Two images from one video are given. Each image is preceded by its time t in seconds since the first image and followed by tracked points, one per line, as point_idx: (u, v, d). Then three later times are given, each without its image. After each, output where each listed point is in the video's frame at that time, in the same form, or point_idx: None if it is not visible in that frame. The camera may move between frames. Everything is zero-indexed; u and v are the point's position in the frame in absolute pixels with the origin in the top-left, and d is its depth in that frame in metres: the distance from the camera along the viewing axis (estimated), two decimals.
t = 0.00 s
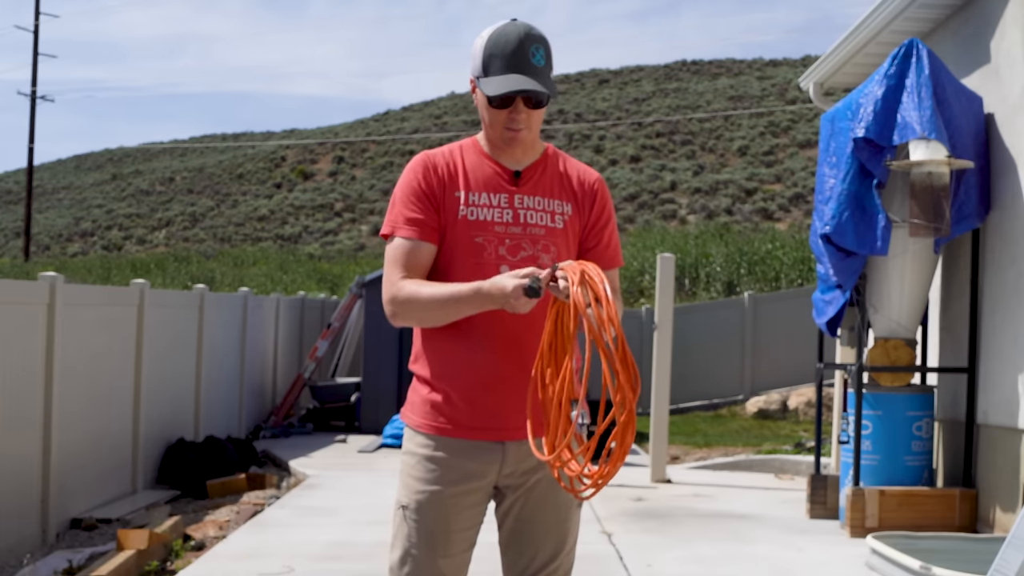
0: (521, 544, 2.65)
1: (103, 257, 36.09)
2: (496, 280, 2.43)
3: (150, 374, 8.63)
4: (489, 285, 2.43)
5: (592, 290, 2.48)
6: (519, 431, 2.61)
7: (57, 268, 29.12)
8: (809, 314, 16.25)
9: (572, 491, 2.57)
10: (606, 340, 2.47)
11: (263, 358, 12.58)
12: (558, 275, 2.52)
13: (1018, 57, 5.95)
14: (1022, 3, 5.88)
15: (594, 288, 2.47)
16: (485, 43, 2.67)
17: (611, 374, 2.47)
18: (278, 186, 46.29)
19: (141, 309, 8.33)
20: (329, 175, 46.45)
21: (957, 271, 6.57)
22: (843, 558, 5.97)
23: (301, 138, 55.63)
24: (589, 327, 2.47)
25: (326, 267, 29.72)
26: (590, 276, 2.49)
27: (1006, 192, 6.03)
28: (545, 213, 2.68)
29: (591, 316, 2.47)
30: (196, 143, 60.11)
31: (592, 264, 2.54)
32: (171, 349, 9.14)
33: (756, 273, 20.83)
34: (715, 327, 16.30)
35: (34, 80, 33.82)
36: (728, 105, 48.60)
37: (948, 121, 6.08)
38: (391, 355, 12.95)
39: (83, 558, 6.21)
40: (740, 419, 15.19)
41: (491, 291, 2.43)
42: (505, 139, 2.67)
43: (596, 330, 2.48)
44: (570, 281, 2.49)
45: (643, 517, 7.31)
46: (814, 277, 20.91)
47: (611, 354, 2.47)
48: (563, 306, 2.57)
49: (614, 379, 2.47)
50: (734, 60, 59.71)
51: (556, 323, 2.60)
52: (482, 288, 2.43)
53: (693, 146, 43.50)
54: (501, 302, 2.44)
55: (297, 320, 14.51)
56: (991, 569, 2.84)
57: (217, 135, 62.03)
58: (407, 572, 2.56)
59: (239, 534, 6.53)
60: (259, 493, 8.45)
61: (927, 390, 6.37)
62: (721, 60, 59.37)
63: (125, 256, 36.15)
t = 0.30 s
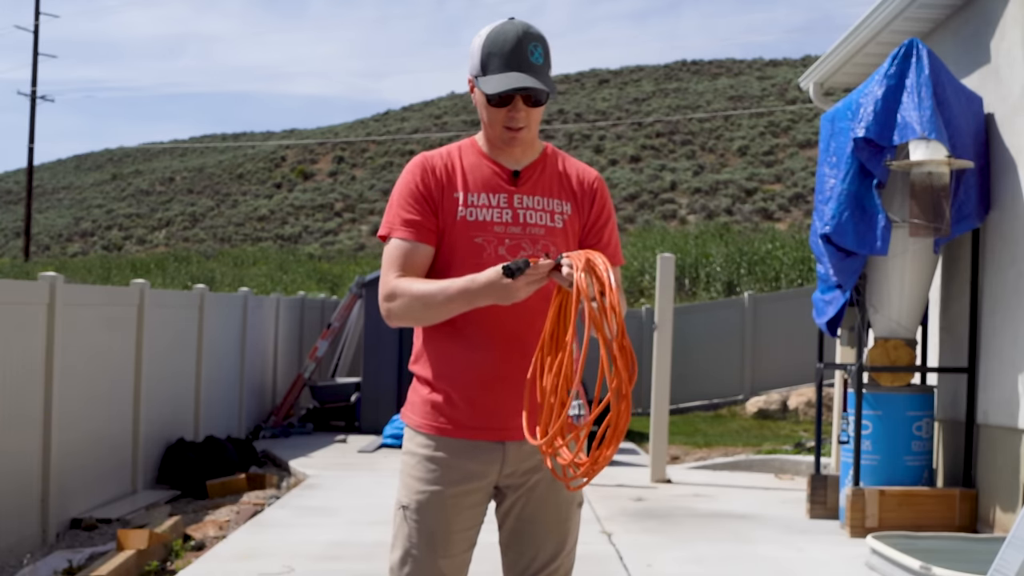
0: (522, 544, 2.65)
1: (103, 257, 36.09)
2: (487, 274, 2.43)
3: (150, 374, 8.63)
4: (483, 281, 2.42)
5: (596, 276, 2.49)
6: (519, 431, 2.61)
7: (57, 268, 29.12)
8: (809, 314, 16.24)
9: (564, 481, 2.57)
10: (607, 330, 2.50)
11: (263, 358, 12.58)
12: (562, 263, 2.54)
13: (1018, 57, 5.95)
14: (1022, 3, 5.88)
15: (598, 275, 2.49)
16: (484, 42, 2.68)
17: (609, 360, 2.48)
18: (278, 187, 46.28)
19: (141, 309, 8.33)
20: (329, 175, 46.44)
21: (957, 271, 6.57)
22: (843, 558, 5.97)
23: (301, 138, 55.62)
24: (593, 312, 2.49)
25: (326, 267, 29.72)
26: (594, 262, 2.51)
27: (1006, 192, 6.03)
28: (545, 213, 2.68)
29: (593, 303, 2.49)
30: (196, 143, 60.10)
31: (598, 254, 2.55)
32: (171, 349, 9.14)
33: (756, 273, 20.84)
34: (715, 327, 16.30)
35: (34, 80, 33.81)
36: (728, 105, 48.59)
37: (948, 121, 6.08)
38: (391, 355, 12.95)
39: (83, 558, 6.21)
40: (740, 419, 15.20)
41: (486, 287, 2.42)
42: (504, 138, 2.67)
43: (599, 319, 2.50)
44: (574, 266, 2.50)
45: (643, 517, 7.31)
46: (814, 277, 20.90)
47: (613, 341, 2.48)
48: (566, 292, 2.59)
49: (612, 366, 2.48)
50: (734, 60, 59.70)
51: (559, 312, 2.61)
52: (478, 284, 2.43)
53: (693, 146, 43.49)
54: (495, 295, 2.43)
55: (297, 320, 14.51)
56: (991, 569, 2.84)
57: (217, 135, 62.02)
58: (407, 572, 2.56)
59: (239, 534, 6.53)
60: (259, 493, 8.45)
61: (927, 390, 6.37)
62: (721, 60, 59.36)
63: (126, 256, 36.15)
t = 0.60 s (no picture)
0: (521, 544, 2.65)
1: (103, 257, 36.09)
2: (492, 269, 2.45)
3: (150, 374, 8.63)
4: (484, 276, 2.43)
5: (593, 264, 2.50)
6: (517, 431, 2.61)
7: (57, 268, 29.12)
8: (809, 314, 16.24)
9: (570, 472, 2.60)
10: (610, 317, 2.50)
11: (263, 358, 12.58)
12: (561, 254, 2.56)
13: (1018, 57, 5.95)
14: (1022, 3, 5.88)
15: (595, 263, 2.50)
16: (481, 41, 2.68)
17: (612, 347, 2.47)
18: (278, 186, 46.28)
19: (141, 309, 8.33)
20: (329, 175, 46.43)
21: (957, 271, 6.57)
22: (843, 558, 5.97)
23: (301, 138, 55.62)
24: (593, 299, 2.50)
25: (326, 267, 29.72)
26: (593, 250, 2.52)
27: (1006, 192, 6.03)
28: (543, 212, 2.68)
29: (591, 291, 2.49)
30: (196, 143, 60.10)
31: (597, 243, 2.56)
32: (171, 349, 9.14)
33: (756, 273, 20.84)
34: (715, 327, 16.30)
35: (34, 80, 33.80)
36: (728, 105, 48.59)
37: (948, 121, 6.08)
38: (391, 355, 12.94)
39: (83, 558, 6.21)
40: (740, 419, 15.20)
41: (486, 283, 2.43)
42: (502, 136, 2.67)
43: (600, 307, 2.50)
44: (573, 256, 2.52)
45: (643, 517, 7.31)
46: (814, 277, 20.91)
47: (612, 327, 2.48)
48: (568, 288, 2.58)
49: (615, 353, 2.47)
50: (734, 60, 59.70)
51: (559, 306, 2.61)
52: (477, 280, 2.43)
53: (693, 146, 43.49)
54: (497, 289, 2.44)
55: (297, 320, 14.51)
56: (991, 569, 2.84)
57: (217, 135, 62.01)
58: (406, 572, 2.56)
59: (239, 534, 6.53)
60: (259, 493, 8.45)
61: (927, 390, 6.37)
62: (721, 60, 59.36)
63: (126, 256, 36.14)
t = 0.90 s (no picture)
0: (519, 544, 2.65)
1: (103, 257, 36.11)
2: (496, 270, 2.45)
3: (150, 374, 8.62)
4: (486, 278, 2.43)
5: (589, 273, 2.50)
6: (516, 430, 2.61)
7: (57, 268, 29.12)
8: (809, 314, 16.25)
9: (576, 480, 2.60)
10: (607, 327, 2.51)
11: (263, 358, 12.58)
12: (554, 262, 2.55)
13: (1018, 57, 5.95)
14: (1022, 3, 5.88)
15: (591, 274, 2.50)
16: (477, 41, 2.68)
17: (610, 356, 2.49)
18: (278, 186, 46.28)
19: (141, 310, 8.33)
20: (329, 175, 46.44)
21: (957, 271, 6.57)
22: (843, 558, 5.97)
23: (301, 138, 55.63)
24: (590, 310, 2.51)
25: (326, 267, 29.70)
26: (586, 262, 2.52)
27: (1006, 192, 6.02)
28: (541, 212, 2.68)
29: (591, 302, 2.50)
30: (196, 143, 60.11)
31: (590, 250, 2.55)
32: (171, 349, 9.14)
33: (756, 273, 20.84)
34: (715, 327, 16.30)
35: (35, 81, 33.81)
36: (728, 105, 48.58)
37: (948, 121, 6.08)
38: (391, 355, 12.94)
39: (83, 558, 6.21)
40: (740, 419, 15.20)
41: (487, 285, 2.43)
42: (500, 135, 2.67)
43: (596, 317, 2.51)
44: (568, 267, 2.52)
45: (643, 517, 7.30)
46: (814, 277, 20.91)
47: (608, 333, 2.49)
48: (562, 294, 2.57)
49: (614, 363, 2.49)
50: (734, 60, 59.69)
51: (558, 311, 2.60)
52: (477, 282, 2.43)
53: (693, 146, 43.49)
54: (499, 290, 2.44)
55: (297, 320, 14.50)
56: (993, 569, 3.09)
57: (217, 135, 62.00)
58: (405, 572, 2.56)
59: (239, 534, 6.54)
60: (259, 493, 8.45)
61: (927, 390, 6.36)
62: (721, 60, 59.35)
63: (126, 256, 36.15)
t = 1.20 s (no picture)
0: (518, 544, 2.65)
1: (103, 257, 36.12)
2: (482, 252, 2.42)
3: (150, 374, 8.63)
4: (470, 267, 2.41)
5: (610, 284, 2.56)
6: (515, 430, 2.61)
7: (57, 268, 29.13)
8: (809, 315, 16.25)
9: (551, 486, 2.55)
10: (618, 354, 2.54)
11: (263, 358, 12.58)
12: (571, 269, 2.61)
13: (1018, 57, 5.95)
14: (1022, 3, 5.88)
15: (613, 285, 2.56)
16: (475, 39, 2.69)
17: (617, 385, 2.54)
18: (278, 186, 46.28)
19: (141, 310, 8.33)
20: (329, 175, 46.43)
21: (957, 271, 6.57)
22: (843, 557, 5.97)
23: (301, 138, 55.61)
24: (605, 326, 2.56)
25: (326, 267, 29.70)
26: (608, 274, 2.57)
27: (1006, 192, 6.02)
28: (539, 211, 2.68)
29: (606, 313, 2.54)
30: (196, 143, 60.10)
31: (612, 268, 2.61)
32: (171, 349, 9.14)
33: (756, 273, 20.85)
34: (715, 327, 16.31)
35: (35, 81, 33.81)
36: (728, 105, 48.58)
37: (948, 121, 6.08)
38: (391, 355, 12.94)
39: (83, 558, 6.21)
40: (740, 419, 15.20)
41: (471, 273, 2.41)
42: (496, 133, 2.67)
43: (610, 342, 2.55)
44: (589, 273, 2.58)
45: (643, 517, 7.31)
46: (814, 277, 20.91)
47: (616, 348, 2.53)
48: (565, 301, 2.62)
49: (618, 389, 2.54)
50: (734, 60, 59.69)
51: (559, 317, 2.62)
52: (463, 273, 2.42)
53: (693, 146, 43.52)
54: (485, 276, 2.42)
55: (297, 320, 14.50)
56: (993, 569, 3.10)
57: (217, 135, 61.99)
58: (404, 572, 2.56)
59: (239, 534, 6.54)
60: (259, 493, 8.44)
61: (927, 390, 6.36)
62: (721, 60, 59.35)
63: (126, 256, 36.16)
